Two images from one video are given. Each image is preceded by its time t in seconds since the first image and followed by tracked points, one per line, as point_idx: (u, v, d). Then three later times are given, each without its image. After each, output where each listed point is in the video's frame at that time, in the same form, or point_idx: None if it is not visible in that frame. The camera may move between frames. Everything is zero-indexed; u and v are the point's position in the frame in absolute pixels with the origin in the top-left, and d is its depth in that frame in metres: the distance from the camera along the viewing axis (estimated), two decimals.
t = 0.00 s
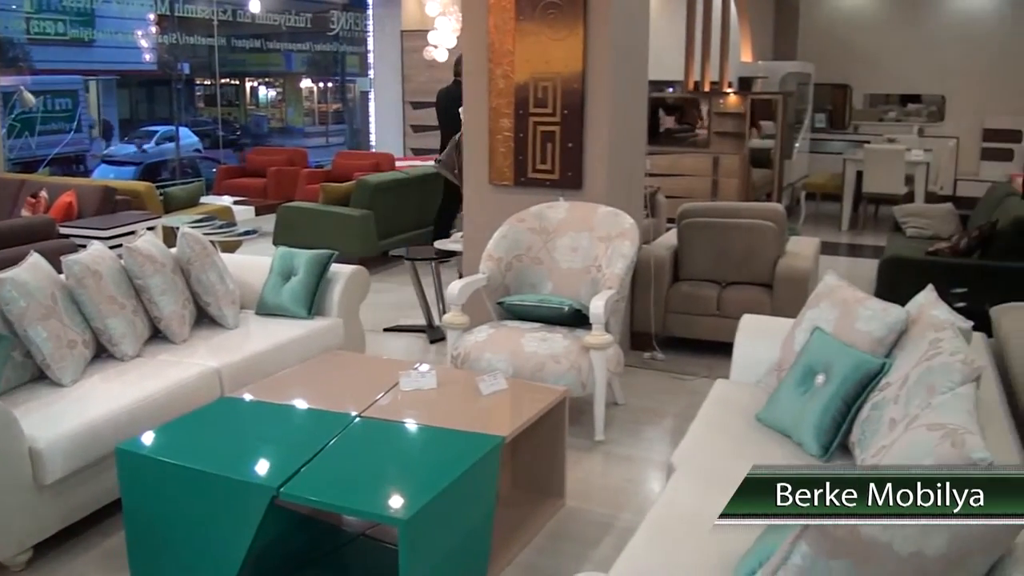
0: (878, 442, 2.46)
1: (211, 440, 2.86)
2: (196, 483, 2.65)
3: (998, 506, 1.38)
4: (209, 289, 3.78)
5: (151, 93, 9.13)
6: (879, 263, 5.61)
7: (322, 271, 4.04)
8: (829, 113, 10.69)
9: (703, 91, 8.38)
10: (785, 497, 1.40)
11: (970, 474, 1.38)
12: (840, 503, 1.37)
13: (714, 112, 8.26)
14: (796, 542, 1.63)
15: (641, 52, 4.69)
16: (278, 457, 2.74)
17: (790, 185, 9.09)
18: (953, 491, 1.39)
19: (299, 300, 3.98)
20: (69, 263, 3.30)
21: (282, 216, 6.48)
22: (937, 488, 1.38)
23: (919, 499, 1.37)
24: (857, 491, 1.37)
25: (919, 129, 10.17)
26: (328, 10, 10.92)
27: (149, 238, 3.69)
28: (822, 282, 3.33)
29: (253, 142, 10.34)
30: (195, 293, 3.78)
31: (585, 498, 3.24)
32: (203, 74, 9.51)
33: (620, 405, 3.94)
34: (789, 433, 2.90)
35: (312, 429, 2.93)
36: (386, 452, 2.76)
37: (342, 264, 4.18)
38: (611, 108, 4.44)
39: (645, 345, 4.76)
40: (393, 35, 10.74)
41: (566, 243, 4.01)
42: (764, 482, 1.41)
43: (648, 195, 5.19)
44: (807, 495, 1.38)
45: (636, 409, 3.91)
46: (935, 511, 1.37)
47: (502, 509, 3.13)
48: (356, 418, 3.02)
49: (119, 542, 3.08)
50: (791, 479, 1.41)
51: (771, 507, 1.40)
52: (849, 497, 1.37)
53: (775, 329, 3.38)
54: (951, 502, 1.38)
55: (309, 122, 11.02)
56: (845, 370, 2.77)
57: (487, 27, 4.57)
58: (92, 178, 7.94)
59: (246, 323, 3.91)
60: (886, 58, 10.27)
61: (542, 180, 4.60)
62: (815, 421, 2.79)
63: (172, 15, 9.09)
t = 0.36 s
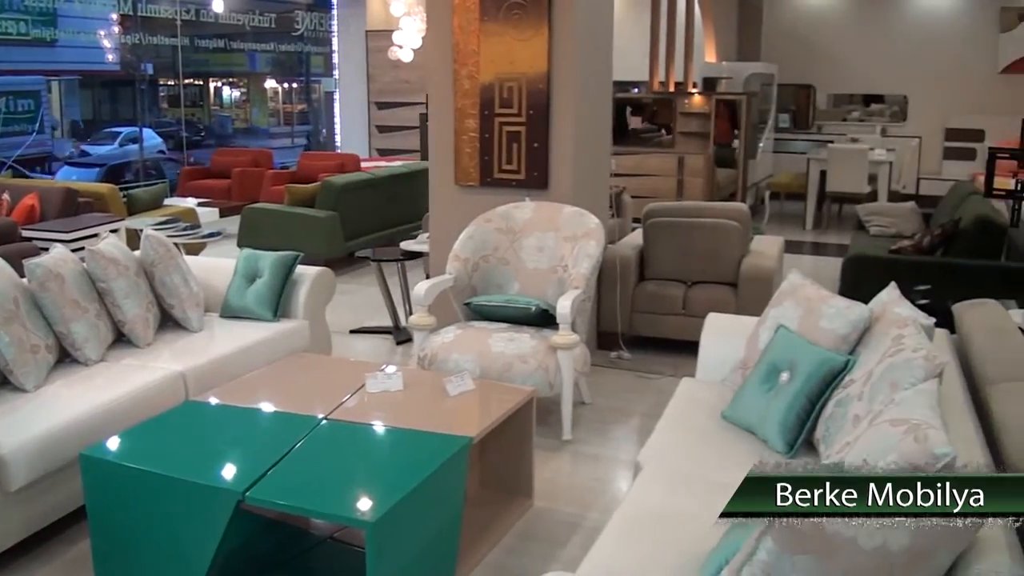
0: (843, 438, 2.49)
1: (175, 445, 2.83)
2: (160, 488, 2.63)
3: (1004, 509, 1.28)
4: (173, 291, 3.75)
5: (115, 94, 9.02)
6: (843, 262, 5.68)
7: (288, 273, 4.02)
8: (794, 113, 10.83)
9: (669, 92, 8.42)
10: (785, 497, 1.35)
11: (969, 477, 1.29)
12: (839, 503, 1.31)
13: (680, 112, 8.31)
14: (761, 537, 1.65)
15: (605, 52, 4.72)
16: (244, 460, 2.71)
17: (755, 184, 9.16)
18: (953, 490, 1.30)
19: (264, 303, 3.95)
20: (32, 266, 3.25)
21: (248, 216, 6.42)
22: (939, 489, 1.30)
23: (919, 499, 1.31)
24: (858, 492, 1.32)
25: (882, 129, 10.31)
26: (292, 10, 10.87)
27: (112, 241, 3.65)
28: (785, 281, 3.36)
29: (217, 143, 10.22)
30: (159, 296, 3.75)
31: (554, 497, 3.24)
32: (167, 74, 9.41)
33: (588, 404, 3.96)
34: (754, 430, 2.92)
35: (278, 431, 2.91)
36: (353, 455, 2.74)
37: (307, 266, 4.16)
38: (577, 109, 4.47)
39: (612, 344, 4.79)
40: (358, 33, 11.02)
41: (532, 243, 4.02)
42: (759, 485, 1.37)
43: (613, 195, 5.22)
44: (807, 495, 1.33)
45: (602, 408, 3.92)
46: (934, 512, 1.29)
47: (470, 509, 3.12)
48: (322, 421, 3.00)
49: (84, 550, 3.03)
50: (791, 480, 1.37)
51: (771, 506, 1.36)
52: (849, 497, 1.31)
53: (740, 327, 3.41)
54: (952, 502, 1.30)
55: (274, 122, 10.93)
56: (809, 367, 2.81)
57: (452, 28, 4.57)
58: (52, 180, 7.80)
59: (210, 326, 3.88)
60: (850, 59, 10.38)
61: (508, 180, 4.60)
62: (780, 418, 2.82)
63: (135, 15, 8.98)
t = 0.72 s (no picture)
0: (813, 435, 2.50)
1: (147, 449, 2.81)
2: (132, 492, 2.60)
3: None
4: (143, 294, 3.72)
5: (84, 94, 8.89)
6: (814, 261, 5.74)
7: (259, 275, 4.00)
8: (764, 113, 10.86)
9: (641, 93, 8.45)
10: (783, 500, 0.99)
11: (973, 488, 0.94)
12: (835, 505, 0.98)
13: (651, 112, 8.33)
14: (732, 535, 1.67)
15: (576, 52, 4.74)
16: (217, 463, 2.70)
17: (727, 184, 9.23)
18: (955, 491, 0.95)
19: (235, 305, 3.92)
20: None
21: (219, 217, 6.36)
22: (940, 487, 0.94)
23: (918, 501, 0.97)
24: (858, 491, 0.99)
25: (853, 129, 10.42)
26: (262, 10, 10.80)
27: (81, 243, 3.60)
28: (756, 279, 3.39)
29: (188, 143, 10.13)
30: (129, 299, 3.71)
31: (527, 497, 3.25)
32: (137, 75, 9.32)
33: (561, 404, 3.96)
34: (726, 428, 2.94)
35: (251, 434, 2.90)
36: (325, 458, 2.73)
37: (278, 267, 4.14)
38: (548, 109, 4.48)
39: (584, 344, 4.80)
40: (329, 34, 11.09)
41: (505, 243, 4.03)
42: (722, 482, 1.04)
43: (585, 196, 5.24)
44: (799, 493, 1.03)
45: (576, 408, 3.93)
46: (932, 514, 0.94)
47: (444, 510, 3.12)
48: (296, 422, 2.99)
49: (57, 556, 3.00)
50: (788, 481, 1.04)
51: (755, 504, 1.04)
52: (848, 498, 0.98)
53: (710, 327, 3.43)
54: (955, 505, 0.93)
55: (246, 123, 10.84)
56: (781, 365, 2.83)
57: (423, 29, 4.57)
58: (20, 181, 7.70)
59: (181, 329, 3.85)
60: (821, 60, 10.47)
61: (480, 180, 4.60)
62: (751, 416, 2.84)
63: (105, 14, 8.88)
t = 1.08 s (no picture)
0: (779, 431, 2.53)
1: (113, 454, 2.77)
2: (97, 498, 2.57)
3: None
4: (108, 297, 3.67)
5: (48, 95, 8.73)
6: (780, 260, 5.80)
7: (225, 277, 3.97)
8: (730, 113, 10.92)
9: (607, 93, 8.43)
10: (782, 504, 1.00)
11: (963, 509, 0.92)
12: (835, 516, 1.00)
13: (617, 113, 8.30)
14: (700, 532, 1.67)
15: (542, 52, 4.76)
16: (184, 468, 2.67)
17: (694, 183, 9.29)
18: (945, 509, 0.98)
19: (200, 307, 3.89)
20: None
21: (185, 221, 6.30)
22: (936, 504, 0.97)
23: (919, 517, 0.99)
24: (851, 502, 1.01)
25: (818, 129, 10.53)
26: (228, 10, 10.70)
27: (43, 246, 3.55)
28: (722, 278, 3.42)
29: (153, 144, 10.01)
30: (94, 303, 3.66)
31: (496, 497, 3.25)
32: (101, 75, 9.21)
33: (530, 405, 3.97)
34: (693, 427, 2.96)
35: (219, 438, 2.87)
36: (292, 461, 2.70)
37: (244, 269, 4.11)
38: (515, 109, 4.49)
39: (552, 344, 4.82)
40: (295, 34, 11.03)
41: (472, 244, 4.04)
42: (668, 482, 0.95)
43: (552, 196, 5.27)
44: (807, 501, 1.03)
45: (544, 408, 3.94)
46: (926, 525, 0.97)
47: (412, 512, 3.11)
48: (263, 426, 2.97)
49: (21, 564, 2.95)
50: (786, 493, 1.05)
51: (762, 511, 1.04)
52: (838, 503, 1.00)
53: (676, 326, 3.46)
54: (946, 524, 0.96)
55: (211, 124, 10.75)
56: (747, 363, 2.85)
57: (389, 29, 4.56)
58: None
59: (146, 332, 3.81)
60: (786, 60, 10.57)
61: (447, 181, 4.60)
62: (718, 413, 2.86)
63: (69, 14, 8.76)
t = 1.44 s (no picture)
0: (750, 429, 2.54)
1: (81, 459, 2.74)
2: (64, 504, 2.53)
3: None
4: (76, 301, 3.62)
5: (15, 96, 8.58)
6: (750, 258, 5.85)
7: (195, 279, 3.94)
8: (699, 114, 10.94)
9: (578, 94, 8.46)
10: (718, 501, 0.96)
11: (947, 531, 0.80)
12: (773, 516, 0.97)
13: (587, 113, 8.38)
14: (669, 531, 1.65)
15: (512, 52, 4.76)
16: (153, 473, 2.64)
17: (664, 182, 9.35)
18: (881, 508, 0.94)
19: (169, 310, 3.86)
20: None
21: (152, 224, 6.22)
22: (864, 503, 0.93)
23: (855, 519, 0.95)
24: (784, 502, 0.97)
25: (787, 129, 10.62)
26: (195, 10, 10.58)
27: (9, 249, 3.49)
28: (690, 277, 3.44)
29: (121, 145, 9.89)
30: (61, 305, 3.61)
31: (468, 498, 3.25)
32: (68, 75, 9.08)
33: (501, 405, 3.97)
34: (664, 425, 2.98)
35: (189, 442, 2.85)
36: (263, 465, 2.69)
37: (212, 271, 4.08)
38: (485, 110, 4.49)
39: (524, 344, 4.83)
40: (263, 35, 10.98)
41: (443, 245, 4.04)
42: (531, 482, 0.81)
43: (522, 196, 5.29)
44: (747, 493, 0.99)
45: (516, 408, 3.94)
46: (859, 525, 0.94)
47: (384, 514, 3.10)
48: (233, 429, 2.94)
49: None
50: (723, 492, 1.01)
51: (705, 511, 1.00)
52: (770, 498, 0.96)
53: (645, 325, 3.48)
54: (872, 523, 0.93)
55: (179, 125, 10.60)
56: (717, 362, 2.87)
57: (357, 29, 4.54)
58: None
59: (115, 336, 3.76)
60: (756, 60, 10.64)
61: (417, 182, 4.59)
62: (689, 411, 2.87)
63: (36, 14, 8.62)
